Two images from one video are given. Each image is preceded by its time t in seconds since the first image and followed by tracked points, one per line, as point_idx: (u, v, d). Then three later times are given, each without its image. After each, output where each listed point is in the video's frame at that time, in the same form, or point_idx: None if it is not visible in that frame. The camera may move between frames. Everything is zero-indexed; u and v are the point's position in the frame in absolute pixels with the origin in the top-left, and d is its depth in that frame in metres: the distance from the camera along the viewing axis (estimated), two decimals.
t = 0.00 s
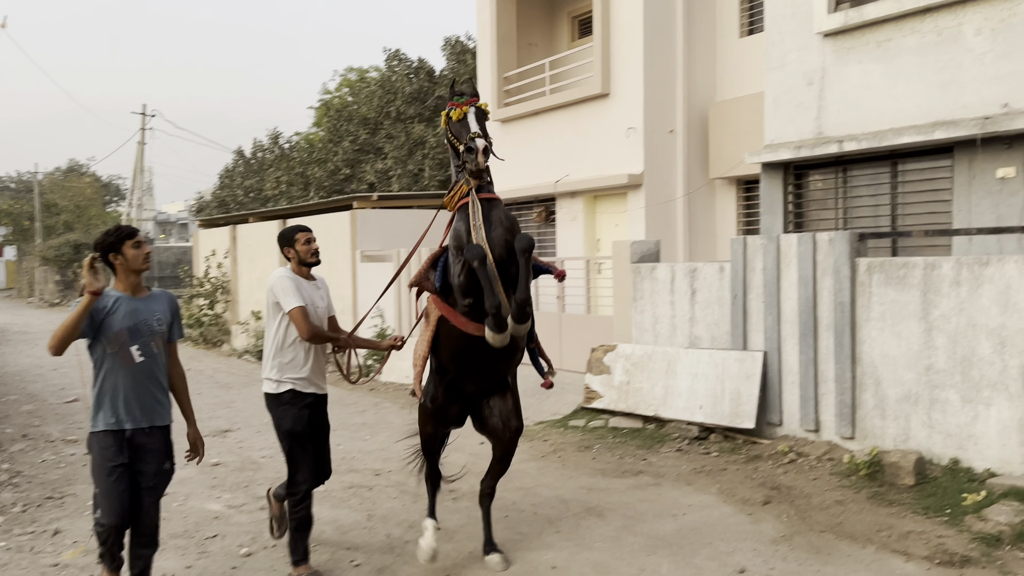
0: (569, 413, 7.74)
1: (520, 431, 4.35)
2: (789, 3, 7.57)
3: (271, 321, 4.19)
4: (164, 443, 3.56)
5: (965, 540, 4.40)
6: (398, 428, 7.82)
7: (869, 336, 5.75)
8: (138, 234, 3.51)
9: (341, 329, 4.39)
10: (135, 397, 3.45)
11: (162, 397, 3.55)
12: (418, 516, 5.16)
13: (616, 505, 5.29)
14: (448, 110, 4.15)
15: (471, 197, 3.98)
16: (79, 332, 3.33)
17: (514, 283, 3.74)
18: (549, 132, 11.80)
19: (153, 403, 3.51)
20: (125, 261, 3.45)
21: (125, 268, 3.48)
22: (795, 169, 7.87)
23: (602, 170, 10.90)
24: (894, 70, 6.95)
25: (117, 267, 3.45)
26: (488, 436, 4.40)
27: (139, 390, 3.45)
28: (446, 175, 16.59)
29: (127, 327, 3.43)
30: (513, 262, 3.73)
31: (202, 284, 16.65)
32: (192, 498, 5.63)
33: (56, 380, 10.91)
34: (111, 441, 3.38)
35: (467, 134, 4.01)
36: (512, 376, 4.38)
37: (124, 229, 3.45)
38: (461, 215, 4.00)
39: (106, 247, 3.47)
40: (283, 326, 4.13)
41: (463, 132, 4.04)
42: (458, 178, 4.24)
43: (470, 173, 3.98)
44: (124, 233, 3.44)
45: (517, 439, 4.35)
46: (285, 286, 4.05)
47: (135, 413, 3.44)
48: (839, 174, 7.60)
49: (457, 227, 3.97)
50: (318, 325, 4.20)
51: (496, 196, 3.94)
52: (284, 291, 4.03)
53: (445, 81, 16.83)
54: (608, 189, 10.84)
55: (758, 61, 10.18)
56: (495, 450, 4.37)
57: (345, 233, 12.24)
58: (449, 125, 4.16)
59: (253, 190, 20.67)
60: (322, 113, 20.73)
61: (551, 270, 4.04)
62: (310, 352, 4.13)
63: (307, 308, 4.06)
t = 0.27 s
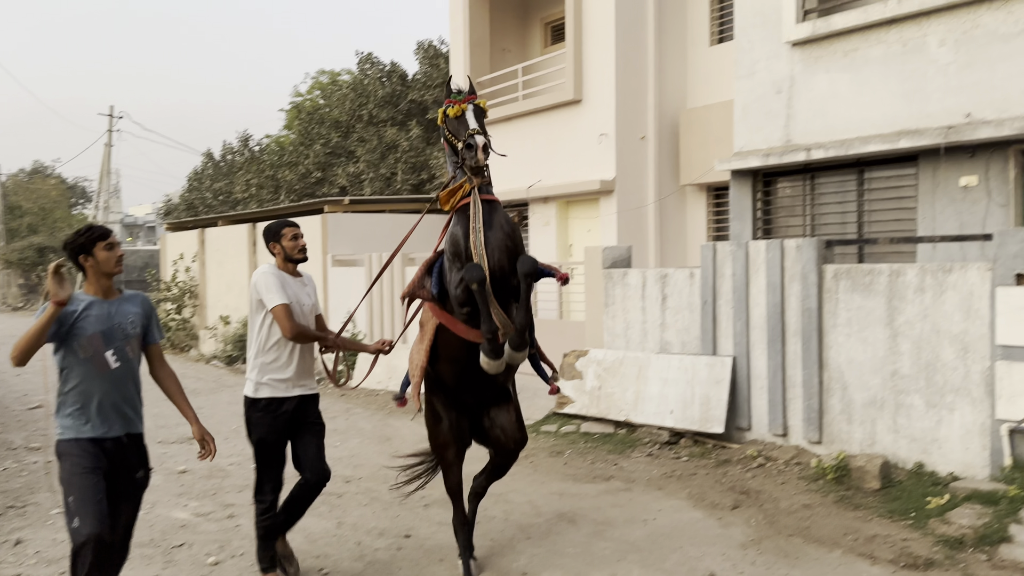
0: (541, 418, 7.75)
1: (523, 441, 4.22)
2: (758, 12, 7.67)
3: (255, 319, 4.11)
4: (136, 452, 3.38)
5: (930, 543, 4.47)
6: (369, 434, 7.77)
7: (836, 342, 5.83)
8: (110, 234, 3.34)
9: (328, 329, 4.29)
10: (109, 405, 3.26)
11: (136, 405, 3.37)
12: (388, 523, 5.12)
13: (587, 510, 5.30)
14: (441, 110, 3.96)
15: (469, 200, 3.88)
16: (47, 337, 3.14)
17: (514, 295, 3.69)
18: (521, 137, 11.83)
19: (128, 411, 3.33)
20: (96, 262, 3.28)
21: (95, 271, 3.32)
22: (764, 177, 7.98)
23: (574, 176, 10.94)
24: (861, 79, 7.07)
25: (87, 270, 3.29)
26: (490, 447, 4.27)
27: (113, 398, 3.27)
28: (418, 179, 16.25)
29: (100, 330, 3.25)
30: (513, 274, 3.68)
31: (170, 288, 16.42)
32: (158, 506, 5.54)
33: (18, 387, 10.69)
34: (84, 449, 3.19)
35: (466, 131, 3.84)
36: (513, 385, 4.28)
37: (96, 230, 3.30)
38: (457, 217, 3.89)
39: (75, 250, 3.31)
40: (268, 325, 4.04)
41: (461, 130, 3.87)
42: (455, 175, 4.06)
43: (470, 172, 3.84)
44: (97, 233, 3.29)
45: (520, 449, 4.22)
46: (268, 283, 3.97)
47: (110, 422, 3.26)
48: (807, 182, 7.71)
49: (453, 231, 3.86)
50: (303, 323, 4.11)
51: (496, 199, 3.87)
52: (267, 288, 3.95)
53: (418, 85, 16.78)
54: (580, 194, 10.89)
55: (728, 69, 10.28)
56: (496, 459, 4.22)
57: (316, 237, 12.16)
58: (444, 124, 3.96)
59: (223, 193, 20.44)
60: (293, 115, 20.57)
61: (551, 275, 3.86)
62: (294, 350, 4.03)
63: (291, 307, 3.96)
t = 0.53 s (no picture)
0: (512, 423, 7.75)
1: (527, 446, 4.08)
2: (727, 20, 7.77)
3: (239, 327, 3.94)
4: (107, 474, 3.23)
5: (893, 545, 4.53)
6: (339, 440, 7.71)
7: (802, 347, 5.90)
8: (81, 244, 3.15)
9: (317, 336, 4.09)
10: (78, 427, 3.10)
11: (108, 426, 3.21)
12: (357, 531, 5.08)
13: (556, 516, 5.30)
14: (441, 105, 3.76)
15: (469, 202, 3.63)
16: (12, 356, 2.96)
17: (525, 300, 3.44)
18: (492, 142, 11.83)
19: (100, 431, 3.17)
20: (66, 273, 3.09)
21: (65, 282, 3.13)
22: (732, 184, 8.09)
23: (546, 181, 10.97)
24: (827, 88, 7.18)
25: (56, 281, 3.09)
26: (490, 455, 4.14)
27: (84, 419, 3.10)
28: (390, 182, 16.32)
29: (70, 348, 3.08)
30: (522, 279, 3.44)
31: (135, 293, 16.16)
32: (121, 514, 5.44)
33: None
34: (54, 473, 3.03)
35: (467, 131, 3.68)
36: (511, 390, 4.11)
37: (65, 238, 3.10)
38: (457, 220, 3.63)
39: (43, 259, 3.11)
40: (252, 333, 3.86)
41: (462, 129, 3.71)
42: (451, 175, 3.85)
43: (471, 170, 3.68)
44: (66, 242, 3.10)
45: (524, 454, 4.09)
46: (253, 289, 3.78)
47: (80, 444, 3.10)
48: (774, 189, 7.81)
49: (454, 236, 3.60)
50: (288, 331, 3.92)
51: (496, 200, 3.64)
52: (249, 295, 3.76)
53: (389, 88, 16.70)
54: (551, 199, 10.93)
55: (697, 76, 10.38)
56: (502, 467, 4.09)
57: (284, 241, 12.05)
58: (444, 121, 3.77)
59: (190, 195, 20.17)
60: (263, 117, 20.37)
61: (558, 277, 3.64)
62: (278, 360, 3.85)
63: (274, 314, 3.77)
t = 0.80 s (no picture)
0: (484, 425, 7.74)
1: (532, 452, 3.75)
2: (699, 25, 7.84)
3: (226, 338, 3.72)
4: (81, 494, 3.05)
5: (859, 544, 4.60)
6: (309, 442, 7.64)
7: (771, 349, 5.97)
8: (52, 251, 3.00)
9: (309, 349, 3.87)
10: (51, 445, 2.91)
11: (81, 444, 3.03)
12: (327, 534, 5.03)
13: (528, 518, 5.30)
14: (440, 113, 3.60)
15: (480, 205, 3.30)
16: None
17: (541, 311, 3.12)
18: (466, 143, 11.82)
19: (74, 450, 2.98)
20: (38, 283, 2.93)
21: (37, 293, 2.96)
22: (703, 187, 8.17)
23: (519, 183, 10.98)
24: (796, 93, 7.27)
25: (27, 292, 2.94)
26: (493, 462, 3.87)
27: (57, 436, 2.92)
28: (362, 183, 16.30)
29: (42, 363, 2.90)
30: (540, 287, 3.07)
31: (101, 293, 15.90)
32: (85, 519, 5.34)
33: None
34: (25, 494, 2.84)
35: (467, 123, 3.47)
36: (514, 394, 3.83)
37: (38, 246, 2.95)
38: (468, 226, 3.32)
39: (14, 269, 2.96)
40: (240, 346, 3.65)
41: (461, 124, 3.49)
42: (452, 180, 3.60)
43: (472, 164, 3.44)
44: (38, 250, 2.95)
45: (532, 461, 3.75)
46: (237, 301, 3.55)
47: (53, 464, 2.91)
48: (744, 192, 7.90)
49: (464, 241, 3.28)
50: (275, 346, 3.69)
51: (509, 204, 3.31)
52: (234, 306, 3.53)
53: (362, 87, 16.61)
54: (524, 201, 10.95)
55: (669, 79, 10.45)
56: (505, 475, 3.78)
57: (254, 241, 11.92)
58: (443, 128, 3.59)
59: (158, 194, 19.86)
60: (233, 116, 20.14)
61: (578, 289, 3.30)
62: (264, 377, 3.63)
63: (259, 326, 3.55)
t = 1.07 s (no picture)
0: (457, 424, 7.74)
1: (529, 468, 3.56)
2: (670, 25, 7.90)
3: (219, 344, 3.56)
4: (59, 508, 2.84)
5: (826, 540, 4.67)
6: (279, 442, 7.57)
7: (740, 347, 6.03)
8: (26, 247, 2.76)
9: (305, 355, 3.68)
10: (25, 457, 2.69)
11: (55, 456, 2.81)
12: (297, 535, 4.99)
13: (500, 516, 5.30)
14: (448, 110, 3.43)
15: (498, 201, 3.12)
16: None
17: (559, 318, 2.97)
18: (439, 141, 11.80)
19: (49, 463, 2.76)
20: (10, 281, 2.69)
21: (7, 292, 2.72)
22: (674, 186, 8.24)
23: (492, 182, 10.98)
24: (766, 94, 7.35)
25: None
26: (492, 478, 3.64)
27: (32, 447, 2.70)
28: (334, 180, 16.24)
29: (18, 368, 2.66)
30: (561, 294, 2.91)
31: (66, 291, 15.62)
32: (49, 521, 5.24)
33: None
34: None
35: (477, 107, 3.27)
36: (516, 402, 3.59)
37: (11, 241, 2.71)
38: (488, 224, 3.09)
39: None
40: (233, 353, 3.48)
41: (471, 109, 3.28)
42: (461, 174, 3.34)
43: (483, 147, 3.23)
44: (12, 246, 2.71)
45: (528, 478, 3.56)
46: (223, 309, 3.35)
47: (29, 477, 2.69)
48: (715, 192, 7.97)
49: (481, 238, 3.08)
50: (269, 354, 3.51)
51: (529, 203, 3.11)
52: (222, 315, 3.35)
53: (333, 84, 16.49)
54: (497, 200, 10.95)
55: (641, 79, 10.51)
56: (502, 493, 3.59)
57: (223, 239, 11.79)
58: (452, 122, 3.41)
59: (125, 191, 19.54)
60: (202, 111, 19.88)
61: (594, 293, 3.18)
62: (256, 387, 3.47)
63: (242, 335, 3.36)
